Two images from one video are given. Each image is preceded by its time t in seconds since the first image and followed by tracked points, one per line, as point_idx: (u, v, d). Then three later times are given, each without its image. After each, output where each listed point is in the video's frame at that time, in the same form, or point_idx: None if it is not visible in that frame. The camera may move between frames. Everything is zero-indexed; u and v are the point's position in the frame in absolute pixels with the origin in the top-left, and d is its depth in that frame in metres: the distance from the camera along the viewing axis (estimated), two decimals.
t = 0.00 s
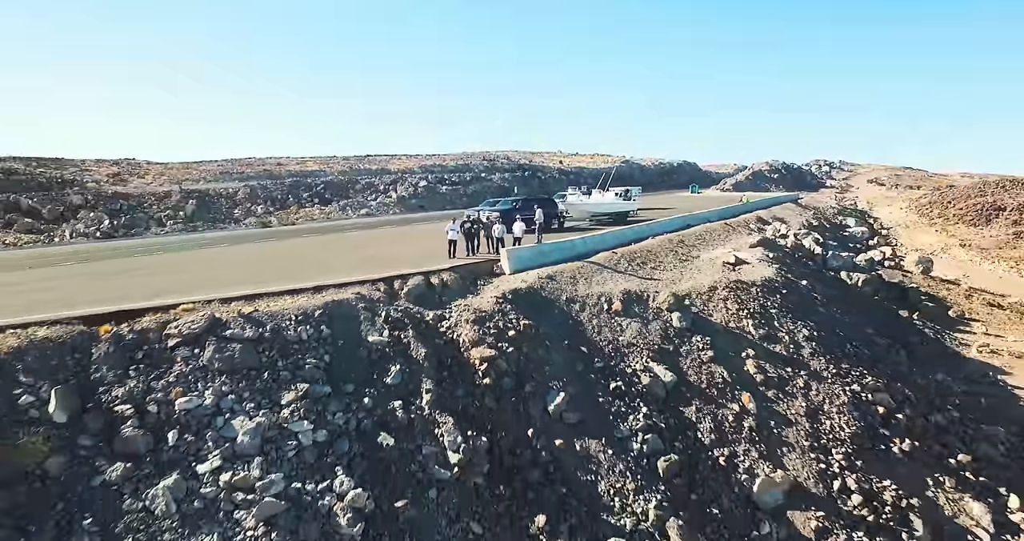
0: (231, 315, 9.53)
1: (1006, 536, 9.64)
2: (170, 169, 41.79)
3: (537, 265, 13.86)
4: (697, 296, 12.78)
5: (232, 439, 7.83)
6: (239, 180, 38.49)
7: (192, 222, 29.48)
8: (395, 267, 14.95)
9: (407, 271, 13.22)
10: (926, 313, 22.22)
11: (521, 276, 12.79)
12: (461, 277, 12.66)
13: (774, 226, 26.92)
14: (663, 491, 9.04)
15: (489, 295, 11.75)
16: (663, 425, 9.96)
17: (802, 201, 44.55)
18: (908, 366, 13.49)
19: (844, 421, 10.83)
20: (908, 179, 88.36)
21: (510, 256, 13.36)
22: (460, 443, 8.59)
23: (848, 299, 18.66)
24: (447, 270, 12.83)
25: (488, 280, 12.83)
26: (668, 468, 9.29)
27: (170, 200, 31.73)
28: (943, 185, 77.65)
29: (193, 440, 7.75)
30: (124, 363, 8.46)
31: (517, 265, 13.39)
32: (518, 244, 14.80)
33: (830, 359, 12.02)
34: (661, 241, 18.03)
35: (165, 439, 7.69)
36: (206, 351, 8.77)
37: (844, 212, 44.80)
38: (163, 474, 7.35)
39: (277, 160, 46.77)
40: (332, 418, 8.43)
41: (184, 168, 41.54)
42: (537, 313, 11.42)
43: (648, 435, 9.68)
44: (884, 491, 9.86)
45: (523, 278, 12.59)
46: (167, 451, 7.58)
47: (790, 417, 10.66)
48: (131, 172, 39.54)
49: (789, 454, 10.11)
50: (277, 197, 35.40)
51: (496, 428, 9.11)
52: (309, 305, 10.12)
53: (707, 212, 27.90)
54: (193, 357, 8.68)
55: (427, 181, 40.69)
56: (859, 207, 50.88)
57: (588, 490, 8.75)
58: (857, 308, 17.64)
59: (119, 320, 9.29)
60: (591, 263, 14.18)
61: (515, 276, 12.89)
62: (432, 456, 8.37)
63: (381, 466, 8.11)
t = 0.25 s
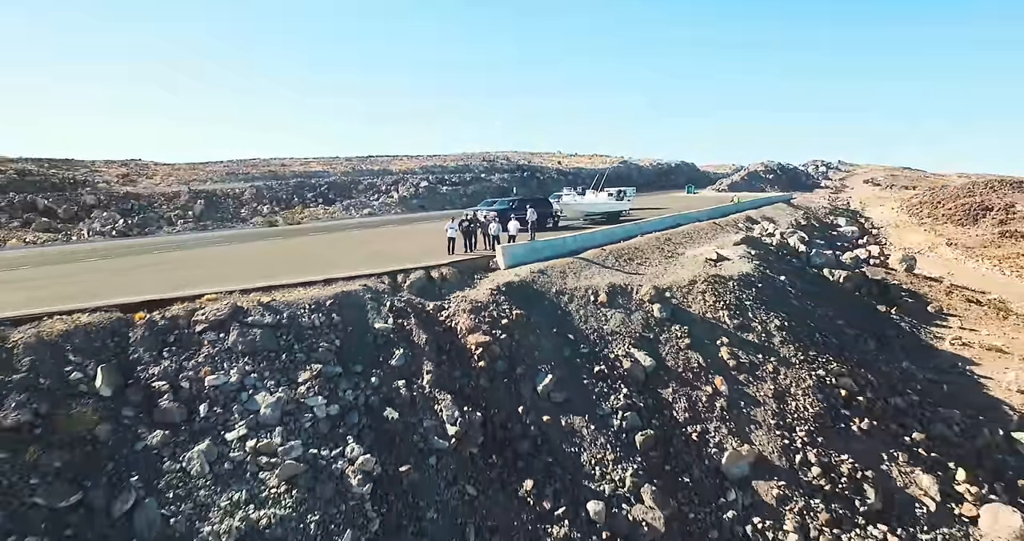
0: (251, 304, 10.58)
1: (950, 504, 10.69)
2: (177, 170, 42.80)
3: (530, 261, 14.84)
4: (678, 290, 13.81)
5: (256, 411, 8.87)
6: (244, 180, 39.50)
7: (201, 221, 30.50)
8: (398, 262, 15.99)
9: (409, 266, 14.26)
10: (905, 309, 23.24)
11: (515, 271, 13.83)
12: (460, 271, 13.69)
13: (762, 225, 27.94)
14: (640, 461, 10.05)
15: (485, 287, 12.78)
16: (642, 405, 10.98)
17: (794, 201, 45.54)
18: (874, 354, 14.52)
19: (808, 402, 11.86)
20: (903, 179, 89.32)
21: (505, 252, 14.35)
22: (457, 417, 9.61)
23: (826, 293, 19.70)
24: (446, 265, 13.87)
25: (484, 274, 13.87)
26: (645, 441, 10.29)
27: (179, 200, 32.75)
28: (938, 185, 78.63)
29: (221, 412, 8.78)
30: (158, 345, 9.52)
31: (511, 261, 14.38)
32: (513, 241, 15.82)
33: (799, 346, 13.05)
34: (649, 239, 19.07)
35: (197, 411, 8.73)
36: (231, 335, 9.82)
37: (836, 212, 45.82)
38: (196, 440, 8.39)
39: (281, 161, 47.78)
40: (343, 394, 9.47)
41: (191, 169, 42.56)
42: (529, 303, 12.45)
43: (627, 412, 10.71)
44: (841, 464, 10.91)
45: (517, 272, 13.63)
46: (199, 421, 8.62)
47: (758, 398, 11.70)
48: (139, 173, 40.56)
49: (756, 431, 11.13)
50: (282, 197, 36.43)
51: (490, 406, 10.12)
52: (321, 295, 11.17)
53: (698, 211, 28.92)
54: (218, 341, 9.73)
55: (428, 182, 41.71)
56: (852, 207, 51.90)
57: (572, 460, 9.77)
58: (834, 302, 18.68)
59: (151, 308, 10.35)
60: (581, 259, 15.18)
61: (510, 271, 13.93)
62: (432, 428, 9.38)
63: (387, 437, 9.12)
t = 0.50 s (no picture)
0: (269, 295, 11.67)
1: (904, 478, 11.76)
2: (184, 170, 43.88)
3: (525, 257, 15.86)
4: (661, 284, 14.89)
5: (275, 388, 9.94)
6: (251, 181, 40.59)
7: (210, 221, 31.57)
8: (401, 258, 17.06)
9: (411, 261, 15.32)
10: (885, 305, 24.29)
11: (509, 266, 14.90)
12: (458, 266, 14.76)
13: (751, 225, 28.98)
14: (620, 437, 11.10)
15: (482, 281, 13.86)
16: (624, 387, 12.04)
17: (787, 202, 46.57)
18: (845, 344, 15.59)
19: (778, 386, 12.92)
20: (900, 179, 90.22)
21: (501, 249, 15.38)
22: (454, 396, 10.67)
23: (807, 289, 20.75)
24: (446, 261, 14.94)
25: (481, 269, 14.93)
26: (625, 420, 11.34)
27: (189, 200, 33.82)
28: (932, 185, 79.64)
29: (244, 389, 9.86)
30: (186, 331, 10.60)
31: (507, 257, 15.41)
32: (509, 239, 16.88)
33: (771, 336, 14.11)
34: (639, 237, 20.14)
35: (223, 388, 9.81)
36: (251, 322, 10.90)
37: (828, 212, 46.85)
38: (223, 413, 9.46)
39: (285, 162, 48.86)
40: (352, 375, 10.54)
41: (198, 170, 43.64)
42: (522, 296, 13.52)
43: (610, 394, 11.77)
44: (805, 441, 11.97)
45: (511, 267, 14.70)
46: (225, 397, 9.69)
47: (732, 382, 12.75)
48: (148, 174, 41.63)
49: (729, 411, 12.19)
50: (288, 198, 37.50)
51: (484, 386, 11.18)
52: (332, 287, 12.25)
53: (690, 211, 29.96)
54: (240, 327, 10.81)
55: (429, 183, 42.79)
56: (844, 207, 52.92)
57: (558, 435, 10.84)
58: (813, 297, 19.74)
59: (178, 299, 11.44)
60: (572, 255, 16.22)
61: (505, 266, 15.00)
62: (433, 405, 10.45)
63: (392, 412, 10.19)
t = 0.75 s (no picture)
0: (283, 287, 12.81)
1: (864, 455, 12.85)
2: (192, 171, 45.01)
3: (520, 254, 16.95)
4: (645, 279, 16.00)
5: (290, 370, 11.06)
6: (256, 182, 41.69)
7: (219, 220, 32.68)
8: (403, 254, 18.16)
9: (413, 258, 16.41)
10: (866, 301, 25.38)
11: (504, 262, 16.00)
12: (457, 261, 15.85)
13: (740, 224, 30.07)
14: (602, 416, 12.19)
15: (478, 275, 14.96)
16: (608, 371, 13.13)
17: (780, 202, 47.63)
18: (818, 335, 16.68)
19: (751, 372, 14.00)
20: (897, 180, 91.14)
21: (496, 246, 16.47)
22: (452, 378, 11.77)
23: (789, 285, 21.85)
24: (445, 257, 16.04)
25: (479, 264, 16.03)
26: (607, 401, 12.43)
27: (198, 200, 34.93)
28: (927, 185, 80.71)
29: (263, 370, 10.96)
30: (209, 319, 11.70)
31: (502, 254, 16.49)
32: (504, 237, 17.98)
33: (747, 326, 15.21)
34: (628, 235, 21.23)
35: (244, 369, 10.93)
36: (268, 312, 12.03)
37: (820, 212, 47.92)
38: (244, 391, 10.57)
39: (290, 163, 49.98)
40: (360, 359, 11.65)
41: (205, 171, 44.76)
42: (515, 289, 14.62)
43: (594, 378, 12.86)
44: (774, 422, 13.06)
45: (506, 263, 15.80)
46: (246, 377, 10.80)
47: (708, 368, 13.84)
48: (156, 175, 42.74)
49: (704, 394, 13.27)
50: (293, 198, 38.61)
51: (479, 370, 12.28)
52: (340, 281, 13.37)
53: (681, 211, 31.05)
54: (258, 316, 11.93)
55: (430, 184, 43.90)
56: (837, 207, 54.00)
57: (547, 414, 11.93)
58: (793, 292, 20.84)
59: (201, 290, 12.57)
60: (564, 252, 17.30)
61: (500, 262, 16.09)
62: (432, 387, 11.56)
63: (396, 391, 11.27)
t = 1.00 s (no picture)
0: (295, 280, 13.95)
1: (830, 435, 13.95)
2: (199, 172, 46.23)
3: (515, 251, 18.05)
4: (632, 274, 17.12)
5: (303, 355, 12.19)
6: (263, 182, 42.88)
7: (228, 220, 33.87)
8: (405, 250, 19.30)
9: (414, 254, 17.54)
10: (849, 297, 26.47)
11: (500, 258, 17.13)
12: (455, 257, 16.97)
13: (730, 223, 31.18)
14: (588, 398, 13.31)
15: (475, 270, 16.09)
16: (594, 358, 14.25)
17: (774, 202, 48.74)
18: (794, 326, 17.78)
19: (727, 359, 15.11)
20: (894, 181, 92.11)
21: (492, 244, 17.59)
22: (450, 363, 12.90)
23: (772, 281, 22.95)
24: (445, 253, 17.17)
25: (476, 260, 17.16)
26: (592, 384, 13.54)
27: (207, 199, 36.10)
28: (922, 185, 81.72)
29: (278, 354, 12.10)
30: (229, 308, 12.85)
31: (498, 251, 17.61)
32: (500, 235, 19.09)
33: (725, 318, 16.32)
34: (619, 233, 22.36)
35: (262, 353, 12.07)
36: (282, 302, 13.17)
37: (813, 212, 49.00)
38: (262, 373, 11.70)
39: (295, 164, 51.17)
40: (366, 345, 12.79)
41: (212, 172, 45.97)
42: (509, 282, 15.74)
43: (581, 364, 13.98)
44: (747, 404, 14.17)
45: (501, 259, 16.93)
46: (264, 361, 11.93)
47: (687, 356, 14.95)
48: (166, 175, 43.96)
49: (683, 379, 14.39)
50: (298, 198, 39.79)
51: (475, 356, 13.40)
52: (347, 274, 14.51)
53: (674, 210, 32.16)
54: (273, 306, 13.07)
55: (431, 185, 45.07)
56: (831, 207, 55.06)
57: (536, 396, 13.05)
58: (775, 288, 21.94)
59: (220, 283, 13.72)
60: (557, 250, 18.40)
61: (496, 258, 17.22)
62: (432, 370, 12.68)
63: (399, 374, 12.40)
